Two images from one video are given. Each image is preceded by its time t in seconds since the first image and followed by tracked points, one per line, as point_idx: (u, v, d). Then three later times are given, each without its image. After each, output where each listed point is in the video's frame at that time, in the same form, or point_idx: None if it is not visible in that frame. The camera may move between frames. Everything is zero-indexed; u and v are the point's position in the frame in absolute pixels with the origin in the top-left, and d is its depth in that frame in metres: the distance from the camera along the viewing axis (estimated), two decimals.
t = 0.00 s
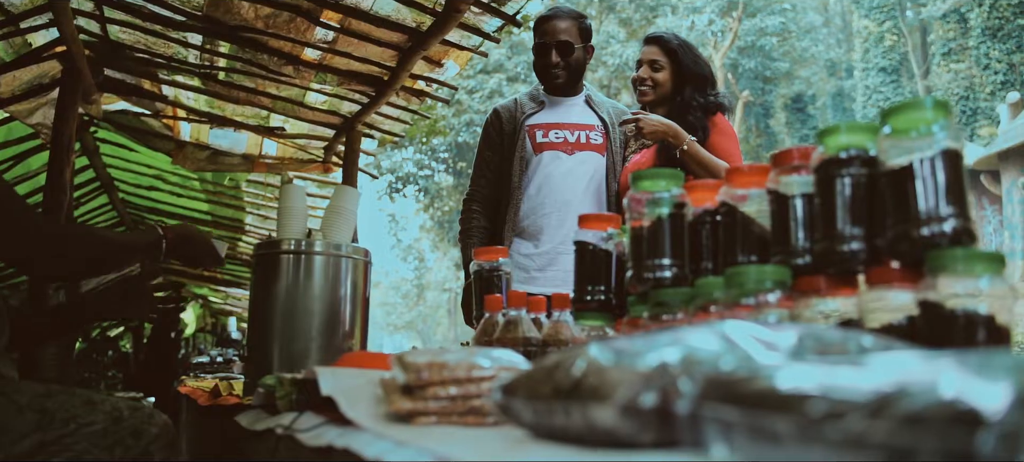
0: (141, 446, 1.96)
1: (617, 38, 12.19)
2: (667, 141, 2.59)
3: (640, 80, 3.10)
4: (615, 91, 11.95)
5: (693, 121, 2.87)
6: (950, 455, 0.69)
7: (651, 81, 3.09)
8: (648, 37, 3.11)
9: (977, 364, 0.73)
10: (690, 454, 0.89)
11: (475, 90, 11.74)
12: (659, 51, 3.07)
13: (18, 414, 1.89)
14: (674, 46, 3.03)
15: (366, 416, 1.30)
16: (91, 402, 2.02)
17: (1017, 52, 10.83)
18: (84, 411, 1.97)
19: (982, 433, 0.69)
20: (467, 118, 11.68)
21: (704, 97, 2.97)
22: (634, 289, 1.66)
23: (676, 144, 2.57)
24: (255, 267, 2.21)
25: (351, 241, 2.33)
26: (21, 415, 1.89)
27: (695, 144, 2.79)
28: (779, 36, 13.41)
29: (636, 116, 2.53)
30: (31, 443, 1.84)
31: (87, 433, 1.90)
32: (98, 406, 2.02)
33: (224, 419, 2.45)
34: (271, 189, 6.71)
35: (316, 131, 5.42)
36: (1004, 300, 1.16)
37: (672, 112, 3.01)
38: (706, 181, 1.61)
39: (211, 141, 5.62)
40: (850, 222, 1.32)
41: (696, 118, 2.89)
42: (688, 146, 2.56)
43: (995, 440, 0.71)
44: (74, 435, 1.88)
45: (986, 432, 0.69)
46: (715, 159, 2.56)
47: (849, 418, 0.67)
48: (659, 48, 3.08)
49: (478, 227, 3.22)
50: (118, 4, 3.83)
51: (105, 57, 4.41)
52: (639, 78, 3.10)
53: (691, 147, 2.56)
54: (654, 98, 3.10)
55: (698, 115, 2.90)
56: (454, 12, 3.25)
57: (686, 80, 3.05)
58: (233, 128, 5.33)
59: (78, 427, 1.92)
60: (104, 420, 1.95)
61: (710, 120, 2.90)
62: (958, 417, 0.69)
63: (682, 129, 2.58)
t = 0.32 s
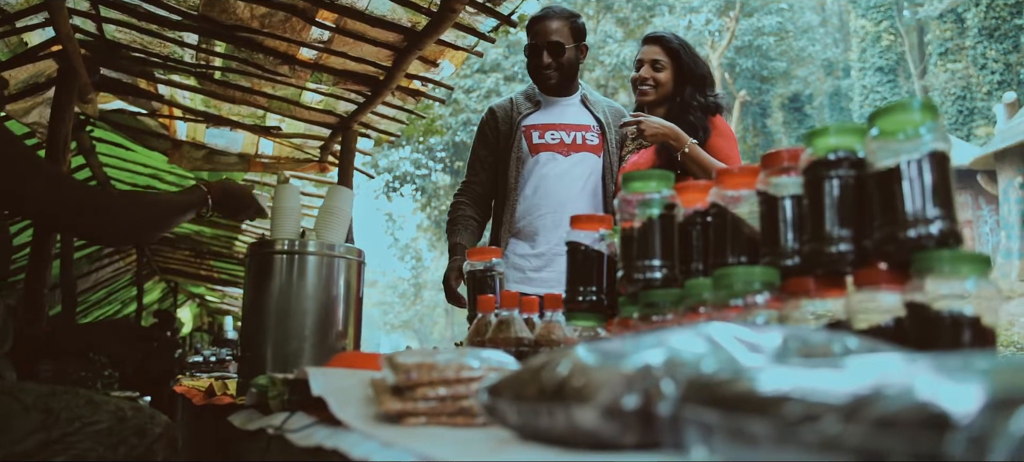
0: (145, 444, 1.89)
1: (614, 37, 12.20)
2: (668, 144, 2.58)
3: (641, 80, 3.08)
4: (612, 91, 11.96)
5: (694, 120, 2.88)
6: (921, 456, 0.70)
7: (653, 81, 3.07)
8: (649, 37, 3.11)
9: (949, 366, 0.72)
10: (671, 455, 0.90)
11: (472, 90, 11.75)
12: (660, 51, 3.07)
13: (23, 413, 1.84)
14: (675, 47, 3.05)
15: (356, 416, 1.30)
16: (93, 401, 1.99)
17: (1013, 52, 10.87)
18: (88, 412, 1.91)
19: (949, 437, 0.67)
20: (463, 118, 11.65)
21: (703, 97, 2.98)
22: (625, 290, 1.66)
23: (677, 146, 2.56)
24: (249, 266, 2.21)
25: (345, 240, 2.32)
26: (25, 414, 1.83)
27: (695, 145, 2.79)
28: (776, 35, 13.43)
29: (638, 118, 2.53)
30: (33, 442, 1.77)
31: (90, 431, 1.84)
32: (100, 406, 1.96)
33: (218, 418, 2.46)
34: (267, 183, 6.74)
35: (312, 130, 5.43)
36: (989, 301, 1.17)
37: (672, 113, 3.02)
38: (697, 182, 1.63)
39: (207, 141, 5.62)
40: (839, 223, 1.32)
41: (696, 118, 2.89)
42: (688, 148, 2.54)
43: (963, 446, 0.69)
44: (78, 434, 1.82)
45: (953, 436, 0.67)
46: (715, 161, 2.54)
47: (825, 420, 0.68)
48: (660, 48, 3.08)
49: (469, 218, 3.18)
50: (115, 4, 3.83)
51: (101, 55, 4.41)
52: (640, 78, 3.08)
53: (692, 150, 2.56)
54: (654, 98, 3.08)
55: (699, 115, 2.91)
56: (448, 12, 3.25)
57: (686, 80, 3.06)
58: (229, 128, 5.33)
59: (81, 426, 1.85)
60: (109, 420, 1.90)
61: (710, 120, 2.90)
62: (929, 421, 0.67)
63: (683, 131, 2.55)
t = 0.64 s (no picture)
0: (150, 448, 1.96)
1: (612, 40, 12.20)
2: (671, 149, 2.53)
3: (642, 83, 3.08)
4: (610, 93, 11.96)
5: (695, 125, 2.87)
6: None
7: (654, 84, 3.07)
8: (649, 41, 3.10)
9: (935, 374, 0.72)
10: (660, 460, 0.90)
11: (470, 92, 11.75)
12: (660, 54, 3.07)
13: (30, 416, 1.88)
14: (675, 50, 3.05)
15: (350, 421, 1.30)
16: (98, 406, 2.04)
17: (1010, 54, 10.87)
18: (94, 415, 1.97)
19: (931, 444, 0.65)
20: (462, 121, 11.52)
21: (704, 101, 2.99)
22: (618, 295, 1.67)
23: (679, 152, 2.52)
24: (245, 269, 2.21)
25: (341, 245, 2.33)
26: (33, 415, 1.89)
27: (696, 149, 2.78)
28: (773, 38, 13.45)
29: (641, 124, 2.51)
30: (43, 442, 1.84)
31: (96, 436, 1.91)
32: (107, 410, 2.02)
33: (214, 421, 2.47)
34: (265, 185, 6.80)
35: (309, 133, 5.44)
36: (979, 306, 1.17)
37: (672, 116, 3.02)
38: (690, 186, 1.63)
39: (204, 144, 5.61)
40: (831, 228, 1.32)
41: (696, 123, 2.88)
42: (690, 155, 2.50)
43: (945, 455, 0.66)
44: (84, 436, 1.89)
45: (935, 442, 0.65)
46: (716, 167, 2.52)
47: (811, 427, 0.68)
48: (660, 52, 3.08)
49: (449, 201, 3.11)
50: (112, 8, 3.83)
51: (99, 59, 4.42)
52: (640, 81, 3.08)
53: (694, 156, 2.52)
54: (654, 101, 3.08)
55: (699, 119, 2.91)
56: (445, 15, 3.25)
57: (687, 84, 3.08)
58: (227, 131, 5.33)
59: (88, 430, 1.91)
60: (114, 423, 1.97)
61: (711, 125, 2.90)
62: (910, 428, 0.66)
63: (685, 137, 2.51)
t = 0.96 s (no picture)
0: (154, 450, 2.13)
1: (610, 41, 12.20)
2: (673, 153, 2.55)
3: (641, 85, 3.08)
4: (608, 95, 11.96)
5: (695, 127, 2.87)
6: None
7: (653, 86, 3.07)
8: (648, 42, 3.10)
9: (931, 374, 0.72)
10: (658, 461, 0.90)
11: (467, 93, 11.74)
12: (659, 55, 3.07)
13: (36, 416, 2.06)
14: (674, 52, 3.05)
15: (349, 422, 1.30)
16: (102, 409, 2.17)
17: (1008, 55, 10.84)
18: (100, 416, 2.15)
19: (924, 442, 0.66)
20: (460, 121, 11.65)
21: (703, 103, 2.99)
22: (615, 296, 1.67)
23: (682, 156, 2.54)
24: (243, 271, 2.22)
25: (339, 246, 2.33)
26: (40, 417, 2.06)
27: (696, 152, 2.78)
28: (771, 39, 13.45)
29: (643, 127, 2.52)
30: (49, 443, 2.04)
31: (101, 437, 2.10)
32: (112, 411, 2.19)
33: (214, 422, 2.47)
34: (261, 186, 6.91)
35: (306, 135, 5.45)
36: (975, 306, 1.17)
37: (671, 118, 3.02)
38: (687, 188, 1.63)
39: (203, 145, 5.62)
40: (828, 229, 1.33)
41: (696, 125, 2.88)
42: (693, 159, 2.52)
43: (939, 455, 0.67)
44: (90, 437, 2.09)
45: (929, 441, 0.65)
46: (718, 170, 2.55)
47: (805, 426, 0.69)
48: (659, 53, 3.08)
49: (431, 188, 3.11)
50: (110, 11, 3.83)
51: (96, 60, 4.37)
52: (639, 83, 3.08)
53: (697, 160, 2.54)
54: (654, 103, 3.09)
55: (699, 121, 2.90)
56: (443, 17, 3.25)
57: (686, 86, 3.08)
58: (224, 132, 5.33)
59: (94, 431, 2.11)
60: (120, 425, 2.15)
61: (710, 127, 2.90)
62: (904, 427, 0.66)
63: (688, 141, 2.53)
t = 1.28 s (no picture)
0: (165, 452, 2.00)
1: (608, 42, 12.24)
2: (675, 156, 2.57)
3: (640, 86, 3.08)
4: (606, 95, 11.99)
5: (695, 128, 2.87)
6: None
7: (652, 87, 3.06)
8: (647, 43, 3.11)
9: (934, 374, 0.72)
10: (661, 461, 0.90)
11: (466, 94, 11.75)
12: (659, 56, 3.08)
13: (48, 416, 1.90)
14: (673, 53, 3.06)
15: (350, 422, 1.30)
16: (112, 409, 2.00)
17: (1007, 56, 10.87)
18: (109, 416, 1.98)
19: (930, 443, 0.65)
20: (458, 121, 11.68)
21: (703, 105, 2.99)
22: (615, 296, 1.67)
23: (684, 159, 2.56)
24: (242, 271, 2.22)
25: (338, 246, 2.33)
26: (50, 416, 1.91)
27: (697, 154, 2.79)
28: (770, 40, 13.48)
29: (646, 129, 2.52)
30: (59, 442, 1.89)
31: (112, 437, 1.94)
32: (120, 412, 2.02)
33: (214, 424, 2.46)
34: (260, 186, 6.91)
35: (306, 135, 5.45)
36: (976, 308, 1.17)
37: (671, 119, 3.02)
38: (687, 188, 1.62)
39: (202, 146, 5.61)
40: (829, 229, 1.33)
41: (697, 126, 2.88)
42: (694, 161, 2.54)
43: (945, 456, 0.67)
44: (101, 437, 1.93)
45: (933, 442, 0.65)
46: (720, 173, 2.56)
47: (810, 426, 0.68)
48: (658, 54, 3.09)
49: (423, 182, 3.12)
50: (109, 11, 3.82)
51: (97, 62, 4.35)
52: (639, 84, 3.07)
53: (699, 163, 2.56)
54: (653, 104, 3.08)
55: (699, 123, 2.90)
56: (442, 17, 3.25)
57: (685, 86, 3.07)
58: (223, 132, 5.32)
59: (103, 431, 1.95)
60: (129, 426, 1.98)
61: (710, 129, 2.91)
62: (910, 428, 0.66)
63: (690, 144, 2.55)
